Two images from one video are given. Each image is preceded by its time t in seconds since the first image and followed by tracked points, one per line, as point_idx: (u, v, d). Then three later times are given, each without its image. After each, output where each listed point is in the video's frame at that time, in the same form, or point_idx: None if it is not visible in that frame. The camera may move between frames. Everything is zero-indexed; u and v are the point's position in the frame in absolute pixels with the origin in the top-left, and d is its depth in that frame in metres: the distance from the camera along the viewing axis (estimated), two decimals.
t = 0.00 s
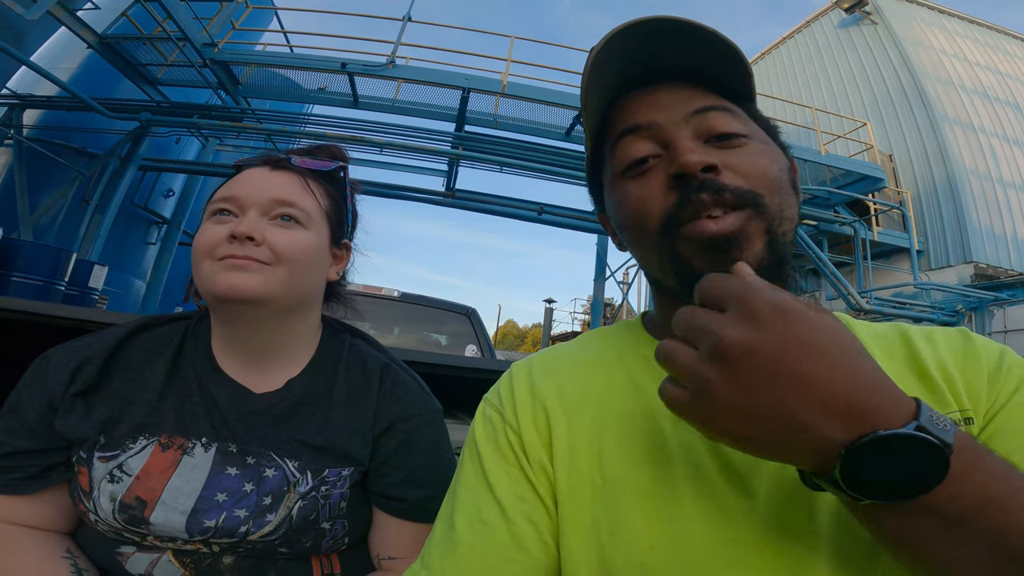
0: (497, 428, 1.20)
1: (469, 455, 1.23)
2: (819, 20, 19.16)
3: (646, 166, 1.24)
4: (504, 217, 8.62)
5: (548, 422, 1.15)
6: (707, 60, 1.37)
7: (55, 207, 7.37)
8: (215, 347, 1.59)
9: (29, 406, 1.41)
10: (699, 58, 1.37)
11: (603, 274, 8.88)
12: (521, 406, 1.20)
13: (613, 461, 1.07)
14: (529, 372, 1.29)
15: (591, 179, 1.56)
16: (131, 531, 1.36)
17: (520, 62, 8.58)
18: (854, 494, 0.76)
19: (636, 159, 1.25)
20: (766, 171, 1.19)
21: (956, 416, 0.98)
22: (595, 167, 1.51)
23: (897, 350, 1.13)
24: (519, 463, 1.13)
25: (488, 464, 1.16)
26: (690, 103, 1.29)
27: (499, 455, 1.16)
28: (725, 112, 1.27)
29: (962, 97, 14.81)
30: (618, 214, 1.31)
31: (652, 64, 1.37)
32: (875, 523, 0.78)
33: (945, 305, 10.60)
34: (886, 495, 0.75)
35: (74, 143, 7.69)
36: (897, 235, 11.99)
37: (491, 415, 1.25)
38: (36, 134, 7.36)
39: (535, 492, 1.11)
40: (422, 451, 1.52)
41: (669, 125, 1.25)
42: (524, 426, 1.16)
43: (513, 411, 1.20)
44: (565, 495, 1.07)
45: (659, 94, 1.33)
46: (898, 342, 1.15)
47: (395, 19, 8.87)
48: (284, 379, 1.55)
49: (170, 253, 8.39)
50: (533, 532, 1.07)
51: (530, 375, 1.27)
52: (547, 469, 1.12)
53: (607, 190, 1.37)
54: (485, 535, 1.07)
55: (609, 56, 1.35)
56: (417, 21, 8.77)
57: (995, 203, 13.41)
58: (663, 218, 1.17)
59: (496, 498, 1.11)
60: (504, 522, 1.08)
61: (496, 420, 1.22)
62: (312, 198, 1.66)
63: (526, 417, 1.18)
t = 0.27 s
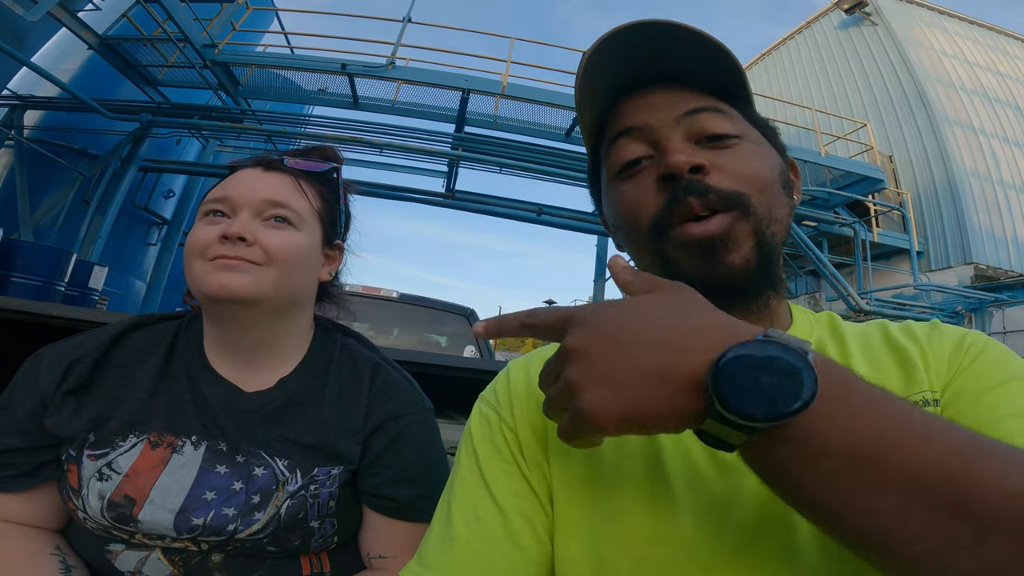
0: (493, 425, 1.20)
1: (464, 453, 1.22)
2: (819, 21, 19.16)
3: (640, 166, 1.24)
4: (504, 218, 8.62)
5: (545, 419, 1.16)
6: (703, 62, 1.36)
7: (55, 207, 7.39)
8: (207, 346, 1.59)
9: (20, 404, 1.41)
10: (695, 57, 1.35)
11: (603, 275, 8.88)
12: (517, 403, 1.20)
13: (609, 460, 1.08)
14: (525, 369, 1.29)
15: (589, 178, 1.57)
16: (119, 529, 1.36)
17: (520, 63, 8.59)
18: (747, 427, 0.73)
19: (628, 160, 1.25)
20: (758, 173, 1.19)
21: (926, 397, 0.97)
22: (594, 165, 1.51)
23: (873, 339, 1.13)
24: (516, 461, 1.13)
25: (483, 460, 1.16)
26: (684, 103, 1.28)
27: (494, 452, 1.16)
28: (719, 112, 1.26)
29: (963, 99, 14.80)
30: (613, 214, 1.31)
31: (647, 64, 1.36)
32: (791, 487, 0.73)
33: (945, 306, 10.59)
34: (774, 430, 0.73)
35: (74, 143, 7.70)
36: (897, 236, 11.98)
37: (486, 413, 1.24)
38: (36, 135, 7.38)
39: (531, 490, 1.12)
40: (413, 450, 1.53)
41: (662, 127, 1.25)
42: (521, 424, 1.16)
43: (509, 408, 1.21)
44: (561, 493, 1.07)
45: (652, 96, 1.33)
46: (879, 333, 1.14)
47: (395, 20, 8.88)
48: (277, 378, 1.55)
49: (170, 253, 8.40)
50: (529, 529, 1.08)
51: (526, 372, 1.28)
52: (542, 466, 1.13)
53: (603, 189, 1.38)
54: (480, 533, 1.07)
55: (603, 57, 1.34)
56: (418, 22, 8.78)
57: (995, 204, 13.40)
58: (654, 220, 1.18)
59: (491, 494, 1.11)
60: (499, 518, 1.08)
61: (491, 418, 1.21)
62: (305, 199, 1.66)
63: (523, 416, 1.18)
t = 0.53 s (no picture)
0: (496, 421, 1.19)
1: (469, 449, 1.21)
2: (819, 22, 19.18)
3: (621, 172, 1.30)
4: (504, 219, 8.62)
5: (548, 416, 1.15)
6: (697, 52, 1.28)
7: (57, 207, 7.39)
8: (208, 342, 1.59)
9: (20, 400, 1.41)
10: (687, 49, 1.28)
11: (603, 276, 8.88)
12: (521, 399, 1.19)
13: (613, 457, 1.08)
14: (530, 365, 1.28)
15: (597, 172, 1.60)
16: (119, 526, 1.35)
17: (520, 64, 8.58)
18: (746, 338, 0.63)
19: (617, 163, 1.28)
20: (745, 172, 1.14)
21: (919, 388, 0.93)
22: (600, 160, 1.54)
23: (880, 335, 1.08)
24: (519, 457, 1.13)
25: (487, 457, 1.15)
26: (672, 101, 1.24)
27: (498, 449, 1.16)
28: (708, 108, 1.21)
29: (964, 100, 14.79)
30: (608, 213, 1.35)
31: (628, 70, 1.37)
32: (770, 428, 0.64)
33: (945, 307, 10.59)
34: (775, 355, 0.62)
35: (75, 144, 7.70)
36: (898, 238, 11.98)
37: (490, 408, 1.23)
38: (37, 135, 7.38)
39: (535, 487, 1.12)
40: (414, 448, 1.52)
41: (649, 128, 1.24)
42: (524, 420, 1.15)
43: (513, 404, 1.19)
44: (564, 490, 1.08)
45: (647, 96, 1.33)
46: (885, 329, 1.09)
47: (396, 21, 8.89)
48: (278, 375, 1.55)
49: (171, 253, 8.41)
50: (532, 525, 1.09)
51: (530, 368, 1.27)
52: (546, 463, 1.12)
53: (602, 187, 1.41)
54: (485, 529, 1.06)
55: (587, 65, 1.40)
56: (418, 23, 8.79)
57: (995, 206, 13.40)
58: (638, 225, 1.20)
59: (494, 490, 1.11)
60: (502, 516, 1.08)
61: (495, 414, 1.21)
62: (306, 196, 1.66)
63: (527, 412, 1.17)
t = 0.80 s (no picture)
0: (492, 417, 1.21)
1: (464, 444, 1.23)
2: (819, 24, 19.19)
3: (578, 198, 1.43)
4: (504, 221, 8.64)
5: (542, 410, 1.17)
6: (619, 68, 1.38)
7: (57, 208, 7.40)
8: (212, 340, 1.60)
9: (26, 398, 1.42)
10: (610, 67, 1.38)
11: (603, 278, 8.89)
12: (516, 393, 1.22)
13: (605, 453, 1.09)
14: (524, 360, 1.31)
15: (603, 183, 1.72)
16: (124, 523, 1.37)
17: (520, 66, 8.61)
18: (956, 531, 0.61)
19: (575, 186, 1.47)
20: (645, 181, 1.23)
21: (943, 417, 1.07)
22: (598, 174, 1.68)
23: (889, 344, 1.20)
24: (513, 452, 1.15)
25: (481, 451, 1.17)
26: (600, 122, 1.37)
27: (492, 443, 1.18)
28: (626, 124, 1.31)
29: (963, 102, 14.81)
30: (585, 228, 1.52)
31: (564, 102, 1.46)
32: None
33: (945, 309, 10.60)
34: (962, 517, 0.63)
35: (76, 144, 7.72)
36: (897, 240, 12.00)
37: (486, 405, 1.25)
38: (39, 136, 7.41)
39: (528, 482, 1.13)
40: (415, 445, 1.54)
41: (587, 152, 1.40)
42: (519, 416, 1.17)
43: (508, 399, 1.22)
44: (557, 486, 1.09)
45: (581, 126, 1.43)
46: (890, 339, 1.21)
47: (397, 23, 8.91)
48: (280, 372, 1.57)
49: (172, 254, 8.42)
50: (525, 520, 1.10)
51: (525, 363, 1.29)
52: (539, 457, 1.13)
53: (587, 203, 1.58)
54: (478, 524, 1.08)
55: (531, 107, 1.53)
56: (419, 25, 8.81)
57: (995, 208, 13.41)
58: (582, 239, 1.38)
59: (488, 486, 1.12)
60: (496, 509, 1.10)
61: (491, 410, 1.22)
62: (310, 196, 1.68)
63: (521, 408, 1.19)
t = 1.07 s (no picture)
0: (497, 418, 1.21)
1: (470, 446, 1.24)
2: (819, 26, 19.21)
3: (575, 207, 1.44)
4: (505, 222, 8.64)
5: (546, 411, 1.17)
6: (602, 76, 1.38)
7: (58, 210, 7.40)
8: (221, 342, 1.61)
9: (36, 399, 1.43)
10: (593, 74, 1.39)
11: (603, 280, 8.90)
12: (520, 394, 1.22)
13: (612, 453, 1.09)
14: (528, 360, 1.31)
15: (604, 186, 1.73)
16: (135, 524, 1.37)
17: (521, 68, 8.62)
18: None
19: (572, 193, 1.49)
20: (636, 185, 1.24)
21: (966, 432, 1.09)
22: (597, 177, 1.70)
23: (913, 349, 1.20)
24: (518, 453, 1.15)
25: (487, 453, 1.17)
26: (590, 128, 1.38)
27: (498, 445, 1.18)
28: (615, 129, 1.32)
29: (963, 104, 14.83)
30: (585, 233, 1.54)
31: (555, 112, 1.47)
32: None
33: (946, 311, 10.61)
34: None
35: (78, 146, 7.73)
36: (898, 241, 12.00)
37: (491, 406, 1.26)
38: (40, 137, 7.44)
39: (534, 483, 1.13)
40: (424, 445, 1.54)
41: (578, 160, 1.42)
42: (524, 416, 1.17)
43: (512, 400, 1.22)
44: (563, 486, 1.09)
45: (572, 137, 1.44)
46: (914, 344, 1.21)
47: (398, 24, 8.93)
48: (289, 374, 1.57)
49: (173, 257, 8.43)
50: (532, 521, 1.10)
51: (528, 364, 1.30)
52: (545, 458, 1.14)
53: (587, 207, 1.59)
54: (484, 525, 1.09)
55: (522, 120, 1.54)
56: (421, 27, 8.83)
57: (995, 209, 13.43)
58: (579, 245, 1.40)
59: (494, 487, 1.13)
60: (503, 510, 1.10)
61: (496, 411, 1.23)
62: (318, 197, 1.68)
63: (526, 408, 1.19)
